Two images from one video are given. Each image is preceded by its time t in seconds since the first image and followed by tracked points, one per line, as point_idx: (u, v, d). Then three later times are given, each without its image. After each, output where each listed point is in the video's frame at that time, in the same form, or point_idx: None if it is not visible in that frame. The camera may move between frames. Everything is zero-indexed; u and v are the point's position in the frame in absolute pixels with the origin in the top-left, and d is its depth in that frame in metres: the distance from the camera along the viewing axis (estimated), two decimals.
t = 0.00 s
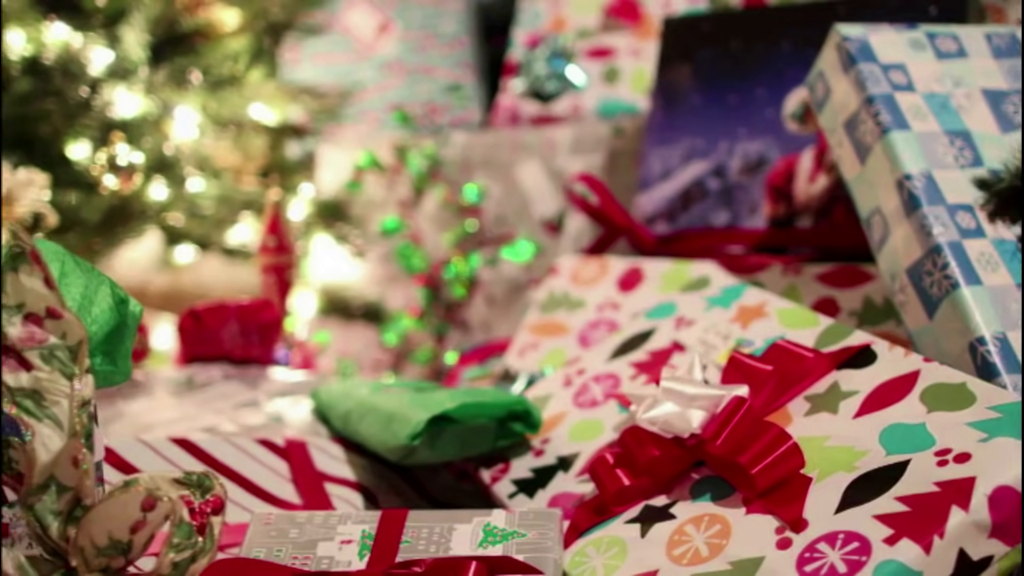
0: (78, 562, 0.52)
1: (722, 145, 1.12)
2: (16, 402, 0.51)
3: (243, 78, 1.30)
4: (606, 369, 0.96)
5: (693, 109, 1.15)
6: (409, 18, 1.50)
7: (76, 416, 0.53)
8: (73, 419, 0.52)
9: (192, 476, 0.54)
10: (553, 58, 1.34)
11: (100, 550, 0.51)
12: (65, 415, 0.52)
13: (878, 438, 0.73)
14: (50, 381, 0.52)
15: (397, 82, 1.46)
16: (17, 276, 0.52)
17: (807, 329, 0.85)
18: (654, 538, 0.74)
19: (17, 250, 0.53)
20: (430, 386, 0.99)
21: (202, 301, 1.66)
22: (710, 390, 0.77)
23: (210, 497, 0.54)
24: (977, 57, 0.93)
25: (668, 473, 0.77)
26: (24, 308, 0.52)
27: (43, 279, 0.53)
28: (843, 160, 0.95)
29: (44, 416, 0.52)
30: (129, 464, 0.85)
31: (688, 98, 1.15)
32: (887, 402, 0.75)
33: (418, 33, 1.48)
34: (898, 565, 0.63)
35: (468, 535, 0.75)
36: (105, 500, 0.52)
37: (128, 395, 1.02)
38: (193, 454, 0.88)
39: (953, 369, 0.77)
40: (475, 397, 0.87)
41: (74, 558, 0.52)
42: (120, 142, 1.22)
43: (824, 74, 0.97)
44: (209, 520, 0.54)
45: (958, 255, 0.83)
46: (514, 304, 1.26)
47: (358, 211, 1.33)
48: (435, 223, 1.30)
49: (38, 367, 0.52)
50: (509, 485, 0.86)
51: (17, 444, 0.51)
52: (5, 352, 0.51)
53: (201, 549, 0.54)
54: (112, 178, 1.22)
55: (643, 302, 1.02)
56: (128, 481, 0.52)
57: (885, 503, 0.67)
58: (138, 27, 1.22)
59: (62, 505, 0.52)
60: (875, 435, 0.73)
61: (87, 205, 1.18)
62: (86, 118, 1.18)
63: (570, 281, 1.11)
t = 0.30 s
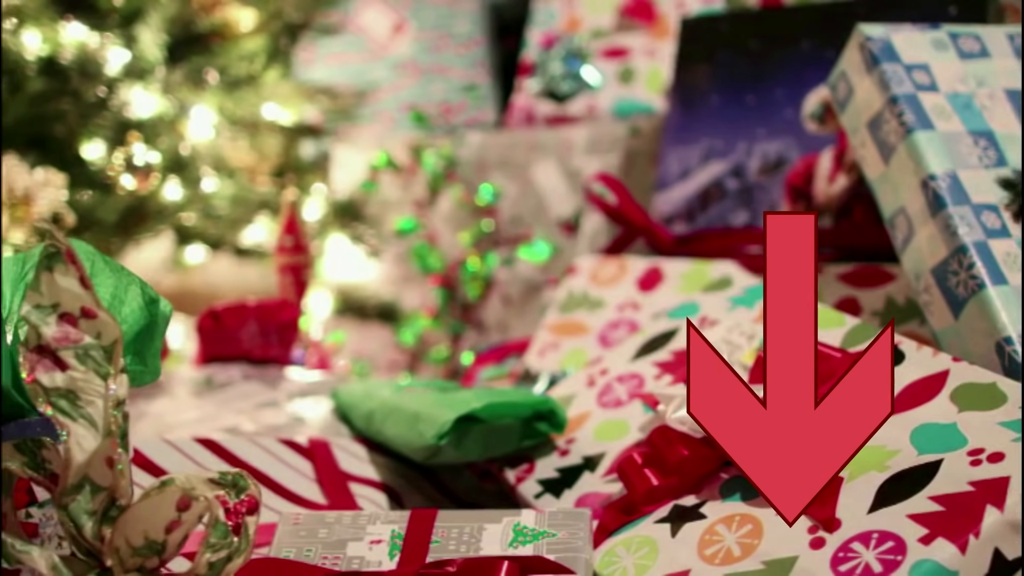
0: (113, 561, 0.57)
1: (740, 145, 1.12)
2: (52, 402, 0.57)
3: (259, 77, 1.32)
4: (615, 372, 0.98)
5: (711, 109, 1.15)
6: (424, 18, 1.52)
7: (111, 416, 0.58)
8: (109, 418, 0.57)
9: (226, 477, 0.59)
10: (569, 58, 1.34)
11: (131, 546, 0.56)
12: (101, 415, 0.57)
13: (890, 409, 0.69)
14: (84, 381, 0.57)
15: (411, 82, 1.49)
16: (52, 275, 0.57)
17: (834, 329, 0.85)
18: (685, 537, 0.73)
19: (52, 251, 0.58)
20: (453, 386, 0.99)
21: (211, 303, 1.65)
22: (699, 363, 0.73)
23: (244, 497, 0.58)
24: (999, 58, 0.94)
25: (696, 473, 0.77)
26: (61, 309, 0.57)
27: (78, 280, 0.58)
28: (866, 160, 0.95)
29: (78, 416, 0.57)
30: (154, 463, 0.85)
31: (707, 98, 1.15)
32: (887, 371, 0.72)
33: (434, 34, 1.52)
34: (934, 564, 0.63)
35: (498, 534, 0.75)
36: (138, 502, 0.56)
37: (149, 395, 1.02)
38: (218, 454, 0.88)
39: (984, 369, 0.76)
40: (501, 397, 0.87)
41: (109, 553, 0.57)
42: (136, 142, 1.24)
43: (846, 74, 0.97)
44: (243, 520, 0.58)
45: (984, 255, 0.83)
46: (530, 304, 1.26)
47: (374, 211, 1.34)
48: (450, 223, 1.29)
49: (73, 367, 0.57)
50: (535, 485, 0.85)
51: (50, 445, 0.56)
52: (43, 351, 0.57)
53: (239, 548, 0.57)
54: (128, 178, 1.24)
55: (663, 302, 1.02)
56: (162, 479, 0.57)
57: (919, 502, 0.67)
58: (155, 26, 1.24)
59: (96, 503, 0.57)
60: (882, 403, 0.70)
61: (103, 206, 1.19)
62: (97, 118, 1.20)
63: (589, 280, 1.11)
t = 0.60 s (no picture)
0: (155, 560, 0.63)
1: (762, 145, 1.12)
2: (93, 402, 0.64)
3: (278, 77, 1.32)
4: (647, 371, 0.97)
5: (733, 109, 1.15)
6: (441, 17, 1.52)
7: (151, 416, 0.64)
8: (149, 418, 0.64)
9: (267, 477, 0.62)
10: (586, 58, 1.34)
11: (172, 546, 0.62)
12: (140, 414, 0.64)
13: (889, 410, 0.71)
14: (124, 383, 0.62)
15: (429, 82, 1.49)
16: (94, 275, 0.64)
17: (864, 329, 0.86)
18: (721, 537, 0.73)
19: (94, 251, 0.64)
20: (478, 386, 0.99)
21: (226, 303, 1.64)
22: (703, 367, 0.76)
23: (285, 497, 0.62)
24: None
25: (730, 472, 0.77)
26: (100, 309, 0.64)
27: (116, 279, 0.64)
28: (893, 160, 0.95)
29: (119, 415, 0.64)
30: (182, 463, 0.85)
31: (728, 98, 1.15)
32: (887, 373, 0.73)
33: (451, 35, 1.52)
34: (975, 563, 0.63)
35: (533, 534, 0.75)
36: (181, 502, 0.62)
37: (173, 395, 1.02)
38: (246, 453, 0.88)
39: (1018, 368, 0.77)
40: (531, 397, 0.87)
41: (150, 553, 0.63)
42: (157, 142, 1.24)
43: (872, 74, 0.97)
44: (283, 520, 0.61)
45: (1014, 255, 0.82)
46: (549, 304, 1.25)
47: (392, 211, 1.34)
48: (470, 223, 1.32)
49: (114, 366, 0.64)
50: (565, 484, 0.86)
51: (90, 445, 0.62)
52: (82, 351, 0.64)
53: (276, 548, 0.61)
54: (149, 178, 1.24)
55: (687, 302, 1.02)
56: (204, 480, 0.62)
57: (958, 501, 0.67)
58: (173, 26, 1.23)
59: (136, 503, 0.63)
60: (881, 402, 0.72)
61: (122, 205, 1.20)
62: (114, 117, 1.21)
63: (612, 280, 1.11)
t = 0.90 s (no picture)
0: (197, 560, 0.60)
1: (785, 145, 1.12)
2: (135, 401, 0.62)
3: (300, 77, 1.34)
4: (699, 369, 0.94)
5: (754, 109, 1.15)
6: (458, 17, 1.54)
7: (193, 415, 0.62)
8: (192, 419, 0.62)
9: (309, 476, 0.60)
10: (605, 58, 1.34)
11: (214, 546, 0.59)
12: (182, 414, 0.62)
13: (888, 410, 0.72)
14: (167, 380, 0.62)
15: (446, 82, 1.50)
16: (137, 274, 0.62)
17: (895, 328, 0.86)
18: (758, 536, 0.73)
19: (136, 250, 0.62)
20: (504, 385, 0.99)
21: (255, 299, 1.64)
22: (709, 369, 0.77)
23: (327, 497, 0.59)
24: None
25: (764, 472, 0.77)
26: (143, 308, 0.62)
27: (160, 279, 0.62)
28: (920, 159, 0.95)
29: (161, 415, 0.61)
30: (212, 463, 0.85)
31: (750, 98, 1.15)
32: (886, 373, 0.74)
33: (468, 34, 1.52)
34: (1017, 563, 0.64)
35: (569, 534, 0.75)
36: (222, 502, 0.59)
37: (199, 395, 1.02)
38: (274, 453, 0.88)
39: None
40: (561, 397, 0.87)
41: (191, 552, 0.60)
42: (177, 142, 1.25)
43: (899, 74, 0.97)
44: (328, 519, 0.59)
45: None
46: (568, 304, 1.26)
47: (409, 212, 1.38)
48: (487, 223, 1.33)
49: (156, 366, 0.62)
50: (597, 484, 0.85)
51: (130, 445, 0.59)
52: (125, 350, 0.62)
53: (317, 546, 0.59)
54: (169, 178, 1.25)
55: (711, 302, 1.02)
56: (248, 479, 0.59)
57: (997, 501, 0.68)
58: (194, 25, 1.22)
59: (177, 504, 0.60)
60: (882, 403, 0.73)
61: (141, 205, 1.21)
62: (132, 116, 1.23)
63: (635, 280, 1.11)
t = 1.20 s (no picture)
0: (241, 560, 0.60)
1: (807, 145, 1.12)
2: (176, 401, 0.60)
3: (319, 77, 1.38)
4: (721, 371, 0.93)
5: (776, 109, 1.15)
6: (475, 16, 1.55)
7: (236, 415, 0.61)
8: (234, 418, 0.61)
9: (351, 476, 0.58)
10: (623, 58, 1.35)
11: (258, 546, 0.59)
12: (224, 413, 0.61)
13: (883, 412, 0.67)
14: (208, 380, 0.61)
15: (463, 82, 1.52)
16: (179, 274, 0.62)
17: (926, 328, 0.85)
18: (795, 535, 0.73)
19: (179, 249, 0.62)
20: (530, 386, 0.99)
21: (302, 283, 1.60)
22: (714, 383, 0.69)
23: (368, 496, 0.57)
24: None
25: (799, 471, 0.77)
26: (185, 307, 0.62)
27: (203, 278, 0.62)
28: (948, 159, 0.95)
29: (203, 415, 0.60)
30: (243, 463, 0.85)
31: (772, 98, 1.15)
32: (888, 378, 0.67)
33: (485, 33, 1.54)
34: None
35: (605, 533, 0.75)
36: (266, 502, 0.59)
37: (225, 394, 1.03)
38: (304, 452, 0.88)
39: None
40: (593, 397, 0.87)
41: (234, 552, 0.60)
42: (198, 142, 1.27)
43: (925, 74, 0.97)
44: (370, 518, 0.57)
45: None
46: (586, 303, 1.29)
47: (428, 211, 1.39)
48: (505, 222, 1.35)
49: (198, 366, 0.61)
50: (627, 484, 0.85)
51: (170, 444, 0.61)
52: (167, 350, 0.61)
53: (361, 546, 0.57)
54: (188, 178, 1.26)
55: (735, 302, 1.03)
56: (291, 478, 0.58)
57: None
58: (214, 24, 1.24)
59: (219, 504, 0.60)
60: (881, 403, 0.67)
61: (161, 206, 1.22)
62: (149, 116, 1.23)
63: (658, 280, 1.11)
